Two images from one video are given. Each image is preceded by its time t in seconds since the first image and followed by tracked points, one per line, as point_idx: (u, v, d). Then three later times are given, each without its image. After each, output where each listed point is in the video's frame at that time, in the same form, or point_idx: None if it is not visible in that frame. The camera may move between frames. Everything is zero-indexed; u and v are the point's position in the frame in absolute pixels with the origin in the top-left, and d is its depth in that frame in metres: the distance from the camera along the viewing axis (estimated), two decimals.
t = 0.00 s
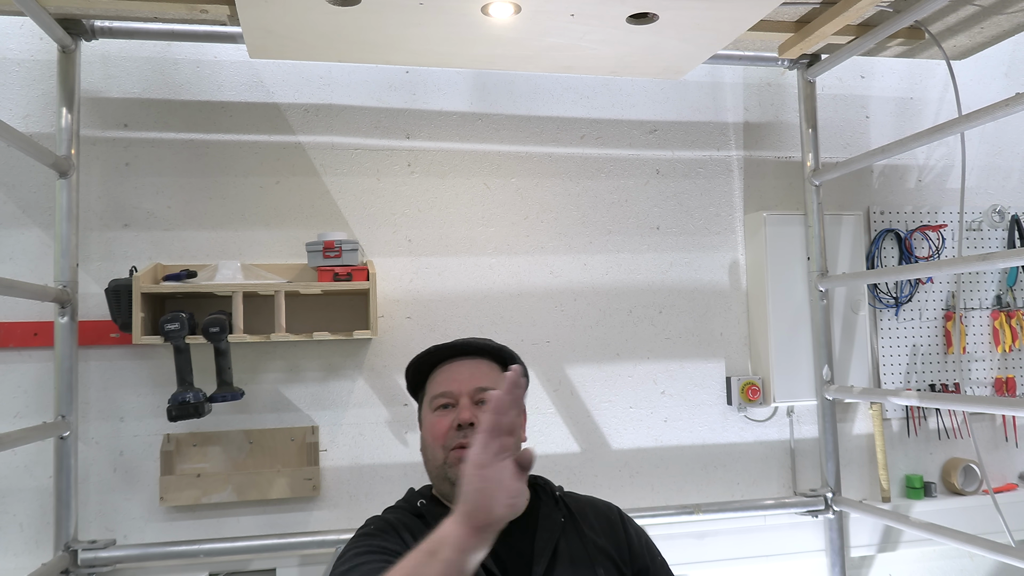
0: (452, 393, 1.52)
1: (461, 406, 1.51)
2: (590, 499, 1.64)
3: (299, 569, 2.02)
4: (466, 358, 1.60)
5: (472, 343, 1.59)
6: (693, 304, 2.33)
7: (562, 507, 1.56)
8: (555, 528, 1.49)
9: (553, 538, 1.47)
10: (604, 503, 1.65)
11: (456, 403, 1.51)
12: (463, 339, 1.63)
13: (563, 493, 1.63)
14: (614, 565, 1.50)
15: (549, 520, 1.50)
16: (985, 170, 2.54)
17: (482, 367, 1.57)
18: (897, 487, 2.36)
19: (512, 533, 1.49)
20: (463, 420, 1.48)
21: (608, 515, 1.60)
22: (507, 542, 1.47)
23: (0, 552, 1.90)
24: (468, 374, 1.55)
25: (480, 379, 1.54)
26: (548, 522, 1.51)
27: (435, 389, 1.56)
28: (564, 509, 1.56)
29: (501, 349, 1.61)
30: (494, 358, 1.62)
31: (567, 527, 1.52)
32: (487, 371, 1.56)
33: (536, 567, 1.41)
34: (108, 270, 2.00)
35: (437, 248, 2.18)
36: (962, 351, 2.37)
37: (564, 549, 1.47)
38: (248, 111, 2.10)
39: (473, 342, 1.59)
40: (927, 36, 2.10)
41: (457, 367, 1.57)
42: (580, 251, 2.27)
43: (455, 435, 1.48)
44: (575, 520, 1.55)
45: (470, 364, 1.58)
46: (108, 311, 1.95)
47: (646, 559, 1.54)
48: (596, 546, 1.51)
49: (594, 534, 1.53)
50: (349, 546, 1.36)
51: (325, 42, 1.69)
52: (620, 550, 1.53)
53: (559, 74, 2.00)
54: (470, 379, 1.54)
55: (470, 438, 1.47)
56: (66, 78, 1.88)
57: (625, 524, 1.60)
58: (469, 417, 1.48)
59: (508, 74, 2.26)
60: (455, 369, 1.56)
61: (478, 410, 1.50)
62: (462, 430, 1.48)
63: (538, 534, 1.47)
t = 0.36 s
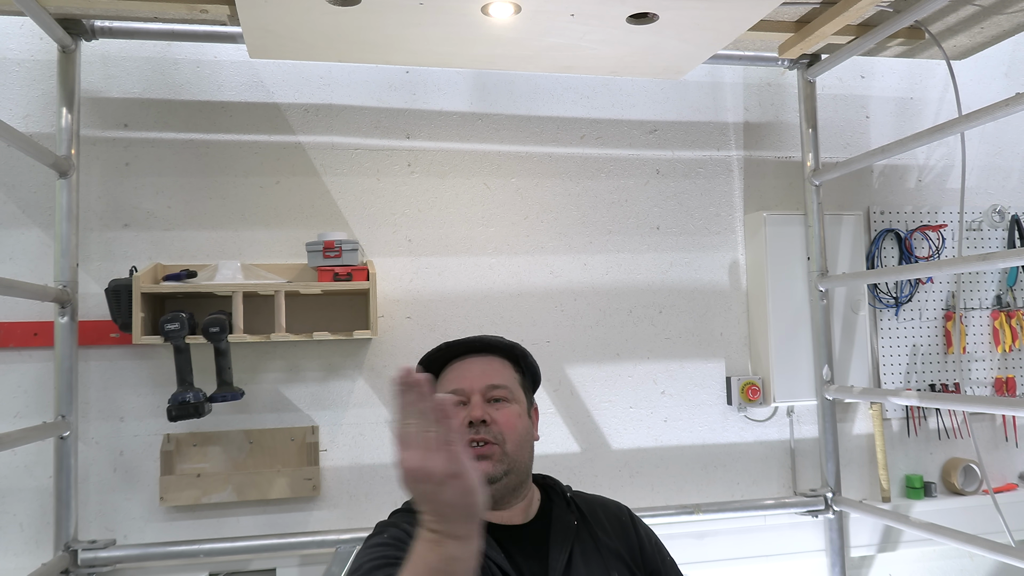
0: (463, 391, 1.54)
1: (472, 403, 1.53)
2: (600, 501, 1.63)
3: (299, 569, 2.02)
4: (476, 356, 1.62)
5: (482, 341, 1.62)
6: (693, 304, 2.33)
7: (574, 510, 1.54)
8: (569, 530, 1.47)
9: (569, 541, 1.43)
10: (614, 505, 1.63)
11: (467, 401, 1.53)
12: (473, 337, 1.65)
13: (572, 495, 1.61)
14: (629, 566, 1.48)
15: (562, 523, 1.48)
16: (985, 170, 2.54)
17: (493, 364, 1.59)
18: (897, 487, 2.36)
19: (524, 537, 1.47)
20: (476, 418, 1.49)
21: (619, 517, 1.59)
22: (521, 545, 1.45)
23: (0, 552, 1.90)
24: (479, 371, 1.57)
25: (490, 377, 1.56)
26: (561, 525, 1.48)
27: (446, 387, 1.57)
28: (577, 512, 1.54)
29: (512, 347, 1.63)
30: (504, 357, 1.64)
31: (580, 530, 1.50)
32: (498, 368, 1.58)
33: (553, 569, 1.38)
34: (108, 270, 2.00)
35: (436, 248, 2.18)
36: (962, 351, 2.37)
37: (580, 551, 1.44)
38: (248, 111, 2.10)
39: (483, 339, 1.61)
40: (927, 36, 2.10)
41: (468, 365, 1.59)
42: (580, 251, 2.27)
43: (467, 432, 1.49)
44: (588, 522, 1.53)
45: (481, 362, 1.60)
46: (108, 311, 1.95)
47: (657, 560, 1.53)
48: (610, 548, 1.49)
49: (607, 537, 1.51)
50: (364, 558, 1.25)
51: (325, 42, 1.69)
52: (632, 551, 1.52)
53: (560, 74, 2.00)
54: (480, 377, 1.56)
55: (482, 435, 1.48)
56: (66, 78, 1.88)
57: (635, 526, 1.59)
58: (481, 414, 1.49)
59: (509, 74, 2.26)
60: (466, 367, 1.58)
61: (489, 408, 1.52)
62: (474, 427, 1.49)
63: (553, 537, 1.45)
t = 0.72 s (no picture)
0: (480, 388, 1.50)
1: (490, 400, 1.49)
2: (609, 506, 1.62)
3: (299, 569, 2.02)
4: (490, 353, 1.59)
5: (496, 337, 1.59)
6: (693, 304, 2.33)
7: (584, 514, 1.53)
8: (580, 534, 1.45)
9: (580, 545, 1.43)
10: (623, 510, 1.62)
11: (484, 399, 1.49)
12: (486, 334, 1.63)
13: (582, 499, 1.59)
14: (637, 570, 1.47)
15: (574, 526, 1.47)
16: (985, 170, 2.54)
17: (508, 361, 1.56)
18: (897, 487, 2.36)
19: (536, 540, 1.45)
20: (494, 414, 1.45)
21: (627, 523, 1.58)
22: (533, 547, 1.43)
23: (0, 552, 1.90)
24: (495, 368, 1.54)
25: (507, 373, 1.53)
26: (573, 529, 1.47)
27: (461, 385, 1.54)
28: (587, 516, 1.53)
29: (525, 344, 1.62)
30: (516, 354, 1.62)
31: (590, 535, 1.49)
32: (513, 365, 1.55)
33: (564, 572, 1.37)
34: (108, 270, 2.00)
35: (436, 248, 2.18)
36: (963, 351, 2.37)
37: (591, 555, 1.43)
38: (248, 111, 2.10)
39: (497, 337, 1.59)
40: (927, 36, 2.10)
41: (483, 362, 1.56)
42: (580, 250, 2.27)
43: (486, 429, 1.44)
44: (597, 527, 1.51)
45: (494, 359, 1.57)
46: (108, 311, 1.95)
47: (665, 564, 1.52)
48: (620, 553, 1.48)
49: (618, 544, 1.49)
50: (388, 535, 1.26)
51: (325, 42, 1.69)
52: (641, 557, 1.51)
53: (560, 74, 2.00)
54: (496, 373, 1.52)
55: (501, 432, 1.43)
56: (66, 77, 1.88)
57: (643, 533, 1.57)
58: (500, 411, 1.45)
59: (509, 74, 2.26)
60: (482, 364, 1.56)
61: (506, 405, 1.48)
62: (492, 424, 1.44)
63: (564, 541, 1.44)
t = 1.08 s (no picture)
0: (481, 387, 1.49)
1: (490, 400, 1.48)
2: (612, 508, 1.62)
3: (299, 569, 2.02)
4: (489, 352, 1.57)
5: (496, 335, 1.56)
6: (693, 304, 2.33)
7: (585, 520, 1.53)
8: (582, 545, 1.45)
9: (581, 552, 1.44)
10: (626, 511, 1.63)
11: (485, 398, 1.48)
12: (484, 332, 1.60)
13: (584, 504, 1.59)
14: None
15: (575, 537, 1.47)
16: (985, 170, 2.54)
17: (507, 360, 1.55)
18: (897, 487, 2.36)
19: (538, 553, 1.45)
20: (495, 415, 1.44)
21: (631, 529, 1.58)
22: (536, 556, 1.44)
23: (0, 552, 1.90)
24: (495, 367, 1.53)
25: (507, 373, 1.51)
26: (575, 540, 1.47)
27: (459, 385, 1.51)
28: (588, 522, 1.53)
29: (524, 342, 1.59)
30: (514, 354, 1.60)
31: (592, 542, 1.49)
32: (513, 365, 1.54)
33: None
34: (108, 270, 2.00)
35: (436, 248, 2.18)
36: (962, 351, 2.37)
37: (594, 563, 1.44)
38: (248, 111, 2.10)
39: (496, 335, 1.56)
40: (926, 36, 2.10)
41: (482, 360, 1.54)
42: (580, 250, 2.27)
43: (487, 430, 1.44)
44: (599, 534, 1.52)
45: (494, 358, 1.55)
46: (108, 311, 1.95)
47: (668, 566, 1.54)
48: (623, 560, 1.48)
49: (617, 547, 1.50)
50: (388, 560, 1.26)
51: (326, 42, 1.69)
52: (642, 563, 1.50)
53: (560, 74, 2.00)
54: (496, 372, 1.51)
55: (502, 432, 1.44)
56: (66, 78, 1.88)
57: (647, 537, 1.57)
58: (501, 411, 1.44)
59: (509, 74, 2.26)
60: (481, 363, 1.54)
61: (507, 404, 1.48)
62: (493, 424, 1.44)
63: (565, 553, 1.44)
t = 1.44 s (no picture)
0: (468, 409, 1.37)
1: (478, 422, 1.37)
2: (611, 510, 1.56)
3: (299, 569, 2.02)
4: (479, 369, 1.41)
5: (486, 353, 1.39)
6: (693, 304, 2.33)
7: (580, 526, 1.47)
8: (573, 554, 1.41)
9: (568, 563, 1.39)
10: (626, 515, 1.57)
11: (473, 421, 1.37)
12: (475, 346, 1.42)
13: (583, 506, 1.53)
14: None
15: (567, 544, 1.42)
16: (985, 170, 2.54)
17: (499, 378, 1.39)
18: (897, 487, 2.36)
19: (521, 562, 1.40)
20: (484, 442, 1.34)
21: (630, 535, 1.52)
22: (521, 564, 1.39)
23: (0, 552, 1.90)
24: (484, 387, 1.38)
25: (498, 393, 1.38)
26: (565, 545, 1.42)
27: (445, 405, 1.39)
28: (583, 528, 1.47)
29: (519, 356, 1.42)
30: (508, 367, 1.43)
31: (584, 550, 1.44)
32: (505, 385, 1.39)
33: None
34: (108, 270, 2.00)
35: (436, 248, 2.18)
36: (963, 351, 2.37)
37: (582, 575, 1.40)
38: (248, 111, 2.10)
39: (487, 353, 1.39)
40: (926, 37, 2.10)
41: (471, 381, 1.39)
42: (580, 250, 2.27)
43: (475, 456, 1.34)
44: (594, 540, 1.47)
45: (484, 378, 1.39)
46: (108, 311, 1.95)
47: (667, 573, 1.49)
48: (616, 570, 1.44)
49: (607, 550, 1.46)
50: None
51: (326, 42, 1.69)
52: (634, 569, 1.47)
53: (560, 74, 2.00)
54: (485, 393, 1.37)
55: (491, 459, 1.34)
56: (66, 77, 1.88)
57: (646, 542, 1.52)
58: (490, 439, 1.34)
59: (508, 74, 2.26)
60: (469, 384, 1.39)
61: (497, 427, 1.37)
62: (480, 450, 1.34)
63: (553, 561, 1.39)
